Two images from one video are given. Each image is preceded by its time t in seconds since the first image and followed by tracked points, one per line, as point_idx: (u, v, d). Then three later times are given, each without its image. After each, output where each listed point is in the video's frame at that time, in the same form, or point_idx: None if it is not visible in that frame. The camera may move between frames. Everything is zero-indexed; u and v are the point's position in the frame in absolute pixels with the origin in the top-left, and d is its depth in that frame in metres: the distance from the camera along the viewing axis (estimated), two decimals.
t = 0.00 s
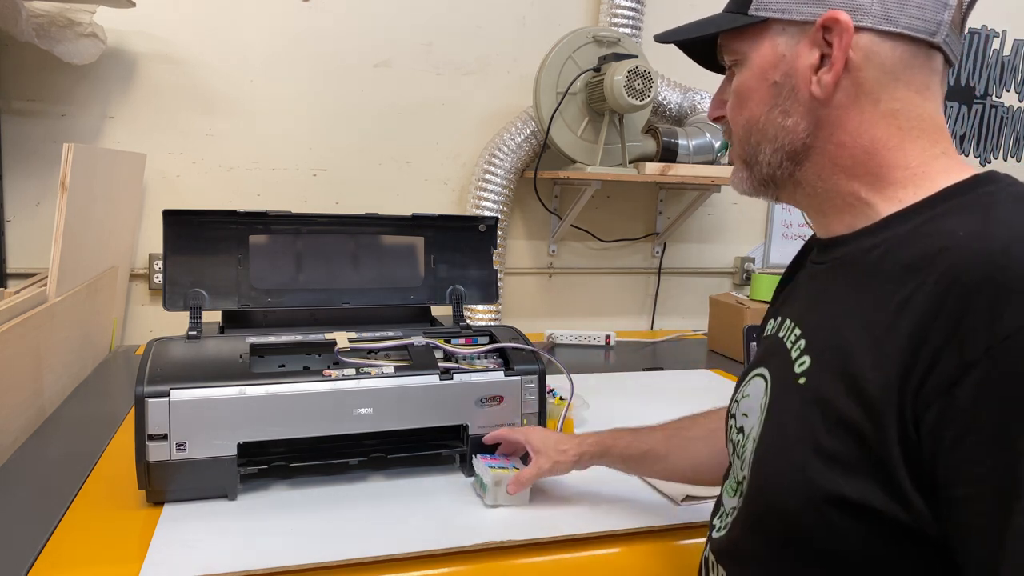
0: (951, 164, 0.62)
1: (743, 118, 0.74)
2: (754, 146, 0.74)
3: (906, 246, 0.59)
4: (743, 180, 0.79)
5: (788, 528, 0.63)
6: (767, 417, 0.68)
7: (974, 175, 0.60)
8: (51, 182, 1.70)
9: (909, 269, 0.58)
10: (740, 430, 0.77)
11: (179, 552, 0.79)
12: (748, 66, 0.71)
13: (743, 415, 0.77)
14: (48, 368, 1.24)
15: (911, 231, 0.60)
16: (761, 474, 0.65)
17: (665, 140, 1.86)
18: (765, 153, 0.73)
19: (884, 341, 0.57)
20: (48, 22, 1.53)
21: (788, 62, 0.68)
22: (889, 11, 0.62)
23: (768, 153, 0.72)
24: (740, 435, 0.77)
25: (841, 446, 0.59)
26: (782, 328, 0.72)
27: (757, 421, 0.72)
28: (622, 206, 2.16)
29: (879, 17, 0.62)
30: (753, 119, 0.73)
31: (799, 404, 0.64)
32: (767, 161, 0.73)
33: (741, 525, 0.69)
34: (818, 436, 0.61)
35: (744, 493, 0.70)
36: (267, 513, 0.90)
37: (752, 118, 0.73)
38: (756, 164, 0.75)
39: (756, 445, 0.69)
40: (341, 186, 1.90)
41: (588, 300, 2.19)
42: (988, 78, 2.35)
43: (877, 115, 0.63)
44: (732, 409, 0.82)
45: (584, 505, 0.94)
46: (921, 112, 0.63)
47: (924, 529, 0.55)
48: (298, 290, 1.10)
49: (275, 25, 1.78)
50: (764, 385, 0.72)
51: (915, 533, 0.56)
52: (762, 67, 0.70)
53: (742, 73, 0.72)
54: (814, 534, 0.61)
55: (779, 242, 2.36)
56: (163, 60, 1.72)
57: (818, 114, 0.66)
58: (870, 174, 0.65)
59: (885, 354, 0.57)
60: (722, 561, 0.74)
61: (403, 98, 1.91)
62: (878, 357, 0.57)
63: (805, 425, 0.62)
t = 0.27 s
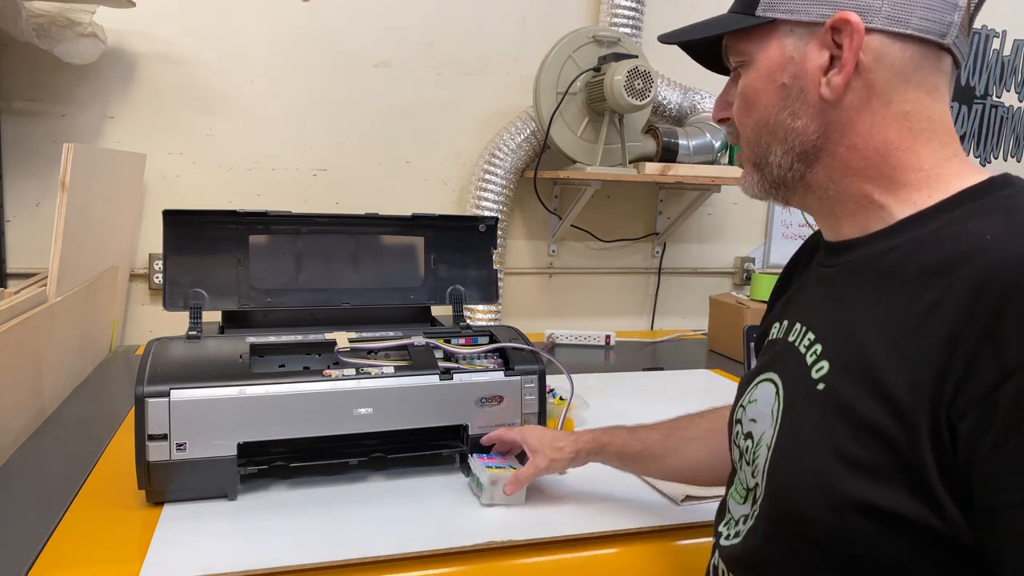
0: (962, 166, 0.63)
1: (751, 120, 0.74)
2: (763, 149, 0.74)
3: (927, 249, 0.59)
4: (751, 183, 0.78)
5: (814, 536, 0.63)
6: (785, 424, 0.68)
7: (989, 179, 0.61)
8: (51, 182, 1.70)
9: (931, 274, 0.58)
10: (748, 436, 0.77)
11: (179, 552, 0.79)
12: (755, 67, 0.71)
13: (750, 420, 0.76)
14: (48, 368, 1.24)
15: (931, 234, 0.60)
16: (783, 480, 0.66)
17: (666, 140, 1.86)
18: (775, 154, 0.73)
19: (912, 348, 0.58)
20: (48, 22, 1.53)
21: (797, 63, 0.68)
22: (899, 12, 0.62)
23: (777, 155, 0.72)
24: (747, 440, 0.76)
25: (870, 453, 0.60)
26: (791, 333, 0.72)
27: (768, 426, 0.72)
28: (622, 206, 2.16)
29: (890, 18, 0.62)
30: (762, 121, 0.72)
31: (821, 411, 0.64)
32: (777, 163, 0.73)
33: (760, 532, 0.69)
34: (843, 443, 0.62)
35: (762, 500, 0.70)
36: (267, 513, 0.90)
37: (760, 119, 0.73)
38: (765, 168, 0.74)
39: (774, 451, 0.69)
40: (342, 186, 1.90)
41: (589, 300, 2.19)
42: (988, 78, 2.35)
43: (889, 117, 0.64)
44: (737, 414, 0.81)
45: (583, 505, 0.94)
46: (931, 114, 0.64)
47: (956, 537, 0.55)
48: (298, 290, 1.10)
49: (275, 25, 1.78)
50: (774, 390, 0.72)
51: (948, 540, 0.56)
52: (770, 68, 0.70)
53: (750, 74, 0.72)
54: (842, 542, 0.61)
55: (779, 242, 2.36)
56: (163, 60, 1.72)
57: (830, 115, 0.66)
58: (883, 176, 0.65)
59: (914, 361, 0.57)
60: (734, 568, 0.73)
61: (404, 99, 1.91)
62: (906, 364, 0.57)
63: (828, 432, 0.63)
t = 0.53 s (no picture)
0: (963, 169, 0.64)
1: (754, 122, 0.73)
2: (765, 151, 0.74)
3: (931, 252, 0.60)
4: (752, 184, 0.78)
5: (820, 536, 0.63)
6: (789, 424, 0.68)
7: (990, 181, 0.61)
8: (51, 182, 1.70)
9: (934, 276, 0.59)
10: (750, 434, 0.76)
11: (179, 552, 0.79)
12: (758, 69, 0.71)
13: (754, 419, 0.76)
14: (48, 368, 1.24)
15: (933, 236, 0.60)
16: (788, 480, 0.65)
17: (666, 140, 1.86)
18: (779, 157, 0.72)
19: (915, 349, 0.58)
20: (48, 22, 1.53)
21: (801, 66, 0.68)
22: (903, 15, 0.62)
23: (781, 158, 0.72)
24: (750, 439, 0.76)
25: (874, 454, 0.60)
26: (795, 334, 0.72)
27: (771, 426, 0.72)
28: (622, 206, 2.16)
29: (893, 21, 0.62)
30: (765, 123, 0.72)
31: (825, 412, 0.64)
32: (780, 165, 0.72)
33: (764, 532, 0.69)
34: (849, 444, 0.61)
35: (766, 500, 0.69)
36: (267, 513, 0.90)
37: (764, 121, 0.72)
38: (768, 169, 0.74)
39: (777, 451, 0.69)
40: (342, 186, 1.90)
41: (589, 300, 2.19)
42: (988, 78, 2.35)
43: (892, 120, 0.64)
44: (740, 412, 0.81)
45: (584, 505, 0.94)
46: (933, 118, 0.64)
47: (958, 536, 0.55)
48: (298, 290, 1.10)
49: (275, 25, 1.78)
50: (776, 390, 0.72)
51: (951, 540, 0.56)
52: (773, 71, 0.69)
53: (752, 76, 0.72)
54: (847, 542, 0.61)
55: (779, 242, 2.36)
56: (163, 60, 1.72)
57: (834, 118, 0.66)
58: (885, 179, 0.65)
59: (918, 362, 0.57)
60: (738, 566, 0.73)
61: (404, 98, 1.91)
62: (910, 365, 0.58)
63: (833, 433, 0.63)
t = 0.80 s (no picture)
0: (964, 168, 0.64)
1: (766, 116, 0.72)
2: (775, 145, 0.72)
3: (928, 241, 0.60)
4: (756, 176, 0.77)
5: (811, 511, 0.63)
6: (786, 404, 0.68)
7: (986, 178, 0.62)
8: (51, 182, 1.70)
9: (929, 263, 0.59)
10: (751, 417, 0.76)
11: (179, 552, 0.79)
12: (776, 65, 0.69)
13: (755, 402, 0.76)
14: (48, 368, 1.24)
15: (930, 227, 0.61)
16: (782, 457, 0.66)
17: (665, 140, 1.86)
18: (791, 153, 0.71)
19: (910, 331, 0.58)
20: (48, 22, 1.53)
21: (819, 64, 0.66)
22: (921, 20, 0.62)
23: (792, 154, 0.70)
24: (750, 422, 0.76)
25: (865, 430, 0.60)
26: (796, 320, 0.72)
27: (770, 406, 0.72)
28: (622, 205, 2.16)
29: (913, 26, 0.62)
30: (779, 117, 0.70)
31: (821, 392, 0.64)
32: (791, 160, 0.71)
33: (760, 509, 0.69)
34: (842, 421, 0.62)
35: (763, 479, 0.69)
36: (267, 513, 0.90)
37: (779, 116, 0.70)
38: (775, 163, 0.73)
39: (775, 431, 0.69)
40: (342, 186, 1.90)
41: (589, 300, 2.19)
42: (988, 78, 2.35)
43: (904, 121, 0.64)
44: (742, 397, 0.81)
45: (584, 505, 0.94)
46: (940, 120, 0.64)
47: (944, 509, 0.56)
48: (298, 291, 1.10)
49: (275, 25, 1.78)
50: (776, 374, 0.72)
51: (936, 512, 0.56)
52: (791, 67, 0.68)
53: (769, 72, 0.70)
54: (836, 516, 0.61)
55: (779, 242, 2.36)
56: (163, 60, 1.72)
57: (850, 115, 0.65)
58: (893, 176, 0.65)
59: (911, 343, 0.58)
60: (737, 545, 0.73)
61: (404, 98, 1.91)
62: (903, 346, 0.58)
63: (827, 412, 0.63)
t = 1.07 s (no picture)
0: (964, 165, 0.68)
1: (784, 101, 0.74)
2: (789, 130, 0.75)
3: (926, 233, 0.64)
4: (767, 160, 0.79)
5: (813, 483, 0.67)
6: (790, 383, 0.71)
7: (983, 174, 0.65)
8: (52, 182, 1.70)
9: (926, 254, 0.63)
10: (753, 395, 0.79)
11: (179, 553, 0.79)
12: (798, 51, 0.72)
13: (757, 380, 0.79)
14: (48, 368, 1.24)
15: (929, 220, 0.64)
16: (787, 431, 0.69)
17: (665, 140, 1.86)
18: (804, 138, 0.73)
19: (910, 316, 0.62)
20: (48, 22, 1.53)
21: (842, 54, 0.69)
22: (938, 21, 0.65)
23: (806, 139, 0.73)
24: (753, 400, 0.79)
25: (866, 407, 0.63)
26: (799, 305, 0.75)
27: (773, 385, 0.75)
28: (622, 205, 2.16)
29: (930, 26, 0.65)
30: (796, 103, 0.73)
31: (824, 372, 0.67)
32: (805, 144, 0.73)
33: (763, 479, 0.72)
34: (844, 399, 0.65)
35: (764, 451, 0.73)
36: (267, 513, 0.90)
37: (797, 102, 0.73)
38: (788, 147, 0.76)
39: (779, 407, 0.72)
40: (342, 186, 1.90)
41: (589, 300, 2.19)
42: (988, 78, 2.35)
43: (912, 116, 0.67)
44: (745, 375, 0.84)
45: (584, 505, 0.94)
46: (944, 118, 0.68)
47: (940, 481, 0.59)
48: (298, 291, 1.10)
49: (275, 25, 1.78)
50: (779, 355, 0.75)
51: (931, 483, 0.60)
52: (814, 54, 0.71)
53: (791, 58, 0.73)
54: (837, 487, 0.65)
55: (779, 242, 2.36)
56: (163, 60, 1.72)
57: (863, 104, 0.68)
58: (900, 167, 0.69)
59: (911, 326, 0.61)
60: (740, 515, 0.76)
61: (404, 98, 1.91)
62: (904, 329, 0.61)
63: (829, 389, 0.66)
